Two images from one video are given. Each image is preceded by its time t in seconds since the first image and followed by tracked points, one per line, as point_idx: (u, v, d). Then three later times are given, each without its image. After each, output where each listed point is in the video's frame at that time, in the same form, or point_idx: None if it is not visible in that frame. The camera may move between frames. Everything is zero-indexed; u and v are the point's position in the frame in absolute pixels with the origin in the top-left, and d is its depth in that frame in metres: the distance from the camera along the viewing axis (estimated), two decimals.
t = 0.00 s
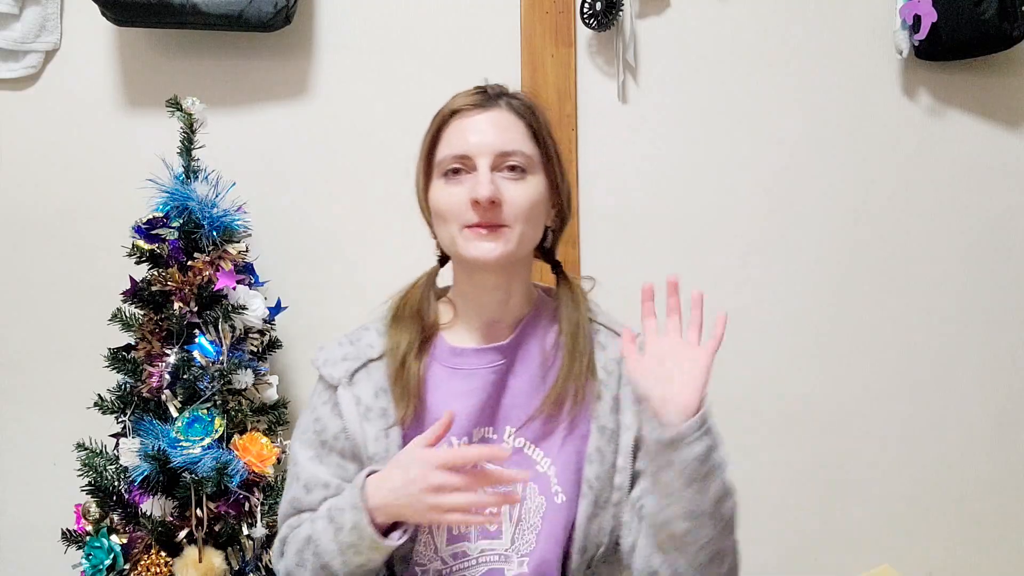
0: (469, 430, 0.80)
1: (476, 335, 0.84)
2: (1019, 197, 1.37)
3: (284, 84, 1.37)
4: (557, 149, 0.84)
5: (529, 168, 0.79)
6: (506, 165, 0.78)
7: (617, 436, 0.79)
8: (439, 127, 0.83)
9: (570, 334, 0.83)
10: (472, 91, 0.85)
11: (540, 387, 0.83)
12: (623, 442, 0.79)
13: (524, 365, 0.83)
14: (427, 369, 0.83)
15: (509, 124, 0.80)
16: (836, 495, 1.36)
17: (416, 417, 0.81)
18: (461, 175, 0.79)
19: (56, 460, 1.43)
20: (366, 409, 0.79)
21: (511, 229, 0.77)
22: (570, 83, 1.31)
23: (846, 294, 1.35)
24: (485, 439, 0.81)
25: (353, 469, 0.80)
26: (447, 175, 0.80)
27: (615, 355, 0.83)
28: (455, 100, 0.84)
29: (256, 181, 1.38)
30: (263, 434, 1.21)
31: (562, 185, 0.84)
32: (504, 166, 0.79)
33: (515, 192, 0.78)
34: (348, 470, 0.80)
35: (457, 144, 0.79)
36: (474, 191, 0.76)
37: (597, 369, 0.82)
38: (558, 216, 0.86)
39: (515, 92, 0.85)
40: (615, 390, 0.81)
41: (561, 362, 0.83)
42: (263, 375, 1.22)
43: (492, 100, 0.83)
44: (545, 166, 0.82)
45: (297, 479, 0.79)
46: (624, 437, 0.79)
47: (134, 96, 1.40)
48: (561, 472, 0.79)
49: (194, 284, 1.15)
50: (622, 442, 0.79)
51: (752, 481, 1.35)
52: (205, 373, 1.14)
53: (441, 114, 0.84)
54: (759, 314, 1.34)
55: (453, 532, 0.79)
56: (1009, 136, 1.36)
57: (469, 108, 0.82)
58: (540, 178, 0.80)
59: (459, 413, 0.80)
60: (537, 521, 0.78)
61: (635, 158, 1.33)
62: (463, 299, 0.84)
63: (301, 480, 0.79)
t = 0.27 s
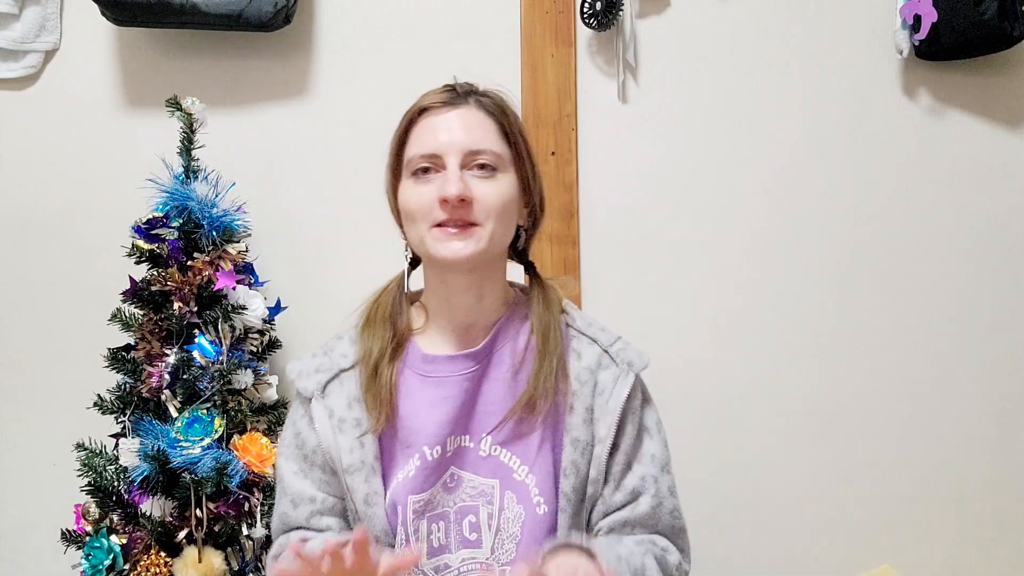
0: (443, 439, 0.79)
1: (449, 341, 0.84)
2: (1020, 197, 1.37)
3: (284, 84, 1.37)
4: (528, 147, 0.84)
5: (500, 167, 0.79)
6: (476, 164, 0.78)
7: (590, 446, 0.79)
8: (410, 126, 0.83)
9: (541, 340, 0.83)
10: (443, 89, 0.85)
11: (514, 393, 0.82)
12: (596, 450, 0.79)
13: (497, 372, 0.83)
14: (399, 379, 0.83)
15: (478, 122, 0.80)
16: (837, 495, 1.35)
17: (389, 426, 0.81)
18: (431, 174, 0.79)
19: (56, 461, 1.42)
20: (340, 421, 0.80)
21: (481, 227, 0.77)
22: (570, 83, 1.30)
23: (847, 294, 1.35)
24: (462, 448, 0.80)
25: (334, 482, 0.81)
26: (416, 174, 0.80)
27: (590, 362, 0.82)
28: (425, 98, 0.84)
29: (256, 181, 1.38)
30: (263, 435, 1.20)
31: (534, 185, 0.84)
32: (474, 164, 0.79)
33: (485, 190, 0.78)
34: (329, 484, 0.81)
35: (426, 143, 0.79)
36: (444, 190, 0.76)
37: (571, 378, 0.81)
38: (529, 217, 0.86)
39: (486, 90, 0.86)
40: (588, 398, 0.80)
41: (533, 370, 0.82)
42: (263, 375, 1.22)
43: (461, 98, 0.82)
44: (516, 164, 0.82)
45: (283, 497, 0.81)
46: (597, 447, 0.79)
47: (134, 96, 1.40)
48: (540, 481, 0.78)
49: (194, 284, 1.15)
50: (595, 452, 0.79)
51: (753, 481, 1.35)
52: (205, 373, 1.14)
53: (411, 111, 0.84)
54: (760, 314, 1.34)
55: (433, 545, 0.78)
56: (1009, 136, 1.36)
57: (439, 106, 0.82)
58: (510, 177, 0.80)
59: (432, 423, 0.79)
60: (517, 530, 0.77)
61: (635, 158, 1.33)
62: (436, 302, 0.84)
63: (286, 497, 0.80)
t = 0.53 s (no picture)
0: (444, 446, 0.79)
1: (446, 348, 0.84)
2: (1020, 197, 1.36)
3: (284, 84, 1.37)
4: (514, 151, 0.80)
5: (482, 184, 0.76)
6: (456, 186, 0.75)
7: (598, 450, 0.77)
8: (386, 144, 0.79)
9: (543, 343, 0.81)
10: (415, 94, 0.79)
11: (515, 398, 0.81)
12: (604, 453, 0.77)
13: (499, 378, 0.82)
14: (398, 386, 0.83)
15: (455, 139, 0.76)
16: (836, 495, 1.35)
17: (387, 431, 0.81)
18: (412, 198, 0.77)
19: (55, 461, 1.42)
20: (337, 429, 0.80)
21: (468, 253, 0.76)
22: (570, 83, 1.30)
23: (847, 293, 1.35)
24: (464, 454, 0.80)
25: (331, 487, 0.81)
26: (398, 199, 0.77)
27: (595, 364, 0.80)
28: (399, 108, 0.79)
29: (256, 181, 1.38)
30: (263, 435, 1.20)
31: (523, 190, 0.81)
32: (454, 186, 0.76)
33: (470, 214, 0.75)
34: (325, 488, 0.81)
35: (403, 168, 0.76)
36: (425, 222, 0.74)
37: (575, 381, 0.79)
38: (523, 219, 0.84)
39: (463, 88, 0.80)
40: (594, 401, 0.78)
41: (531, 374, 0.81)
42: (263, 375, 1.22)
43: (437, 110, 0.77)
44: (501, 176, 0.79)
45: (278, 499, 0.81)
46: (606, 450, 0.77)
47: (134, 96, 1.40)
48: (546, 487, 0.77)
49: (193, 284, 1.14)
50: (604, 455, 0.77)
51: (752, 482, 1.35)
52: (205, 373, 1.14)
53: (387, 123, 0.79)
54: (760, 314, 1.34)
55: (435, 551, 0.77)
56: (1010, 136, 1.36)
57: (413, 123, 0.77)
58: (495, 191, 0.77)
59: (431, 429, 0.80)
60: (522, 536, 0.76)
61: (635, 158, 1.33)
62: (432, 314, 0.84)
63: (281, 500, 0.81)
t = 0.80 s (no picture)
0: (452, 466, 0.79)
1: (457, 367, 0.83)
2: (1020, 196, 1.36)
3: (284, 84, 1.37)
4: (528, 184, 0.73)
5: (489, 227, 0.70)
6: (461, 230, 0.70)
7: (617, 479, 0.77)
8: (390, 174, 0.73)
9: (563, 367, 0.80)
10: (421, 120, 0.72)
11: (528, 420, 0.81)
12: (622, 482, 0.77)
13: (511, 399, 0.82)
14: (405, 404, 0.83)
15: (459, 181, 0.69)
16: (836, 495, 1.35)
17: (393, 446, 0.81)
18: (416, 236, 0.71)
19: (55, 460, 1.42)
20: (339, 437, 0.80)
21: (476, 295, 0.72)
22: (570, 83, 1.30)
23: (846, 293, 1.35)
24: (474, 475, 0.80)
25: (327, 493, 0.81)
26: (402, 233, 0.73)
27: (617, 392, 0.79)
28: (406, 132, 0.72)
29: (256, 181, 1.38)
30: (263, 435, 1.20)
31: (537, 224, 0.75)
32: (458, 229, 0.70)
33: (476, 261, 0.71)
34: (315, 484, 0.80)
35: (406, 206, 0.70)
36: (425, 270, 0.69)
37: (597, 409, 0.79)
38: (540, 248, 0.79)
39: (475, 111, 0.72)
40: (615, 431, 0.78)
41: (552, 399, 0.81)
42: (263, 375, 1.22)
43: (443, 145, 0.70)
44: (513, 215, 0.72)
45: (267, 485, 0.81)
46: (625, 480, 0.77)
47: (134, 96, 1.40)
48: (560, 515, 0.77)
49: (193, 284, 1.14)
50: (622, 484, 0.77)
51: (752, 481, 1.35)
52: (205, 374, 1.14)
53: (394, 147, 0.73)
54: (760, 314, 1.34)
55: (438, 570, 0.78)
56: (1010, 136, 1.36)
57: (416, 160, 0.70)
58: (503, 233, 0.71)
59: (439, 447, 0.80)
60: (529, 562, 0.77)
61: (635, 158, 1.33)
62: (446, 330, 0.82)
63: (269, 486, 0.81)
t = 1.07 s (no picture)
0: (460, 464, 0.79)
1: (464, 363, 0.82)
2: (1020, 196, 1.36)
3: (284, 84, 1.37)
4: (534, 208, 0.71)
5: (494, 253, 0.69)
6: (465, 257, 0.68)
7: (624, 482, 0.76)
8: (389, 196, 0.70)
9: (570, 370, 0.79)
10: (422, 141, 0.69)
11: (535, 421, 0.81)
12: (631, 485, 0.76)
13: (519, 403, 0.81)
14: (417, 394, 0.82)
15: (462, 209, 0.67)
16: (836, 495, 1.35)
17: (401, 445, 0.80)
18: (418, 262, 0.70)
19: (55, 460, 1.42)
20: (349, 415, 0.79)
21: (479, 319, 0.71)
22: (570, 83, 1.30)
23: (847, 293, 1.35)
24: (482, 473, 0.79)
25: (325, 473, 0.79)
26: (402, 257, 0.71)
27: (627, 395, 0.78)
28: (405, 153, 0.69)
29: (256, 181, 1.38)
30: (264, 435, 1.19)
31: (542, 247, 0.73)
32: (462, 257, 0.68)
33: (479, 289, 0.69)
34: (309, 457, 0.77)
35: (406, 233, 0.68)
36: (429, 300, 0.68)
37: (605, 413, 0.78)
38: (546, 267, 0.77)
39: (479, 132, 0.70)
40: (623, 433, 0.77)
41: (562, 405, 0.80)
42: (263, 375, 1.22)
43: (445, 171, 0.67)
44: (518, 240, 0.71)
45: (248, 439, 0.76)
46: (633, 483, 0.76)
47: (134, 96, 1.40)
48: (564, 518, 0.77)
49: (193, 284, 1.14)
50: (630, 488, 0.76)
51: (752, 481, 1.35)
52: (205, 374, 1.14)
53: (393, 167, 0.70)
54: (760, 314, 1.34)
55: (435, 565, 0.77)
56: (1010, 135, 1.36)
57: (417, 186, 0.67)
58: (508, 259, 0.70)
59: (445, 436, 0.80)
60: (530, 562, 0.77)
61: (635, 158, 1.33)
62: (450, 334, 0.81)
63: (254, 441, 0.75)
